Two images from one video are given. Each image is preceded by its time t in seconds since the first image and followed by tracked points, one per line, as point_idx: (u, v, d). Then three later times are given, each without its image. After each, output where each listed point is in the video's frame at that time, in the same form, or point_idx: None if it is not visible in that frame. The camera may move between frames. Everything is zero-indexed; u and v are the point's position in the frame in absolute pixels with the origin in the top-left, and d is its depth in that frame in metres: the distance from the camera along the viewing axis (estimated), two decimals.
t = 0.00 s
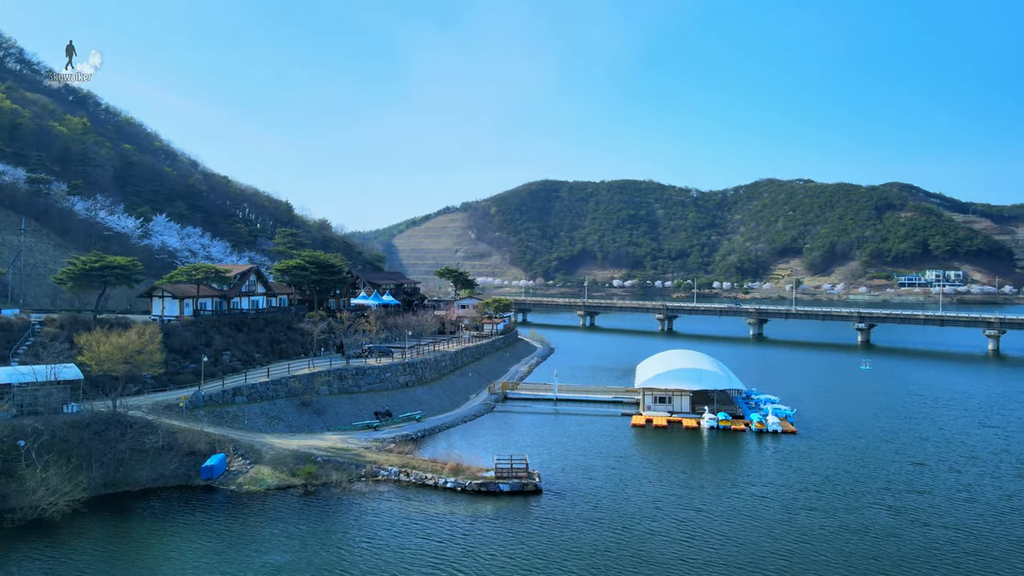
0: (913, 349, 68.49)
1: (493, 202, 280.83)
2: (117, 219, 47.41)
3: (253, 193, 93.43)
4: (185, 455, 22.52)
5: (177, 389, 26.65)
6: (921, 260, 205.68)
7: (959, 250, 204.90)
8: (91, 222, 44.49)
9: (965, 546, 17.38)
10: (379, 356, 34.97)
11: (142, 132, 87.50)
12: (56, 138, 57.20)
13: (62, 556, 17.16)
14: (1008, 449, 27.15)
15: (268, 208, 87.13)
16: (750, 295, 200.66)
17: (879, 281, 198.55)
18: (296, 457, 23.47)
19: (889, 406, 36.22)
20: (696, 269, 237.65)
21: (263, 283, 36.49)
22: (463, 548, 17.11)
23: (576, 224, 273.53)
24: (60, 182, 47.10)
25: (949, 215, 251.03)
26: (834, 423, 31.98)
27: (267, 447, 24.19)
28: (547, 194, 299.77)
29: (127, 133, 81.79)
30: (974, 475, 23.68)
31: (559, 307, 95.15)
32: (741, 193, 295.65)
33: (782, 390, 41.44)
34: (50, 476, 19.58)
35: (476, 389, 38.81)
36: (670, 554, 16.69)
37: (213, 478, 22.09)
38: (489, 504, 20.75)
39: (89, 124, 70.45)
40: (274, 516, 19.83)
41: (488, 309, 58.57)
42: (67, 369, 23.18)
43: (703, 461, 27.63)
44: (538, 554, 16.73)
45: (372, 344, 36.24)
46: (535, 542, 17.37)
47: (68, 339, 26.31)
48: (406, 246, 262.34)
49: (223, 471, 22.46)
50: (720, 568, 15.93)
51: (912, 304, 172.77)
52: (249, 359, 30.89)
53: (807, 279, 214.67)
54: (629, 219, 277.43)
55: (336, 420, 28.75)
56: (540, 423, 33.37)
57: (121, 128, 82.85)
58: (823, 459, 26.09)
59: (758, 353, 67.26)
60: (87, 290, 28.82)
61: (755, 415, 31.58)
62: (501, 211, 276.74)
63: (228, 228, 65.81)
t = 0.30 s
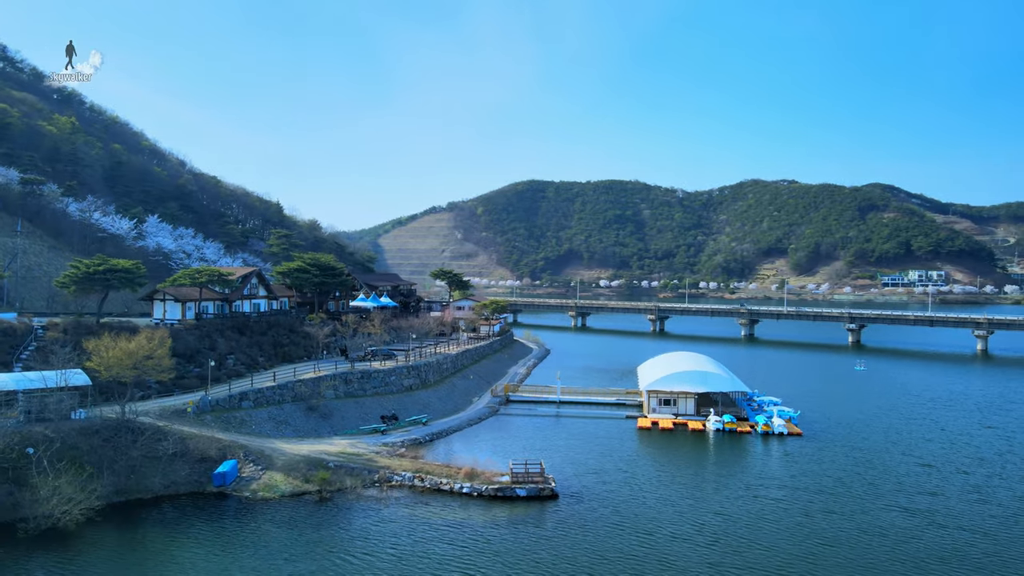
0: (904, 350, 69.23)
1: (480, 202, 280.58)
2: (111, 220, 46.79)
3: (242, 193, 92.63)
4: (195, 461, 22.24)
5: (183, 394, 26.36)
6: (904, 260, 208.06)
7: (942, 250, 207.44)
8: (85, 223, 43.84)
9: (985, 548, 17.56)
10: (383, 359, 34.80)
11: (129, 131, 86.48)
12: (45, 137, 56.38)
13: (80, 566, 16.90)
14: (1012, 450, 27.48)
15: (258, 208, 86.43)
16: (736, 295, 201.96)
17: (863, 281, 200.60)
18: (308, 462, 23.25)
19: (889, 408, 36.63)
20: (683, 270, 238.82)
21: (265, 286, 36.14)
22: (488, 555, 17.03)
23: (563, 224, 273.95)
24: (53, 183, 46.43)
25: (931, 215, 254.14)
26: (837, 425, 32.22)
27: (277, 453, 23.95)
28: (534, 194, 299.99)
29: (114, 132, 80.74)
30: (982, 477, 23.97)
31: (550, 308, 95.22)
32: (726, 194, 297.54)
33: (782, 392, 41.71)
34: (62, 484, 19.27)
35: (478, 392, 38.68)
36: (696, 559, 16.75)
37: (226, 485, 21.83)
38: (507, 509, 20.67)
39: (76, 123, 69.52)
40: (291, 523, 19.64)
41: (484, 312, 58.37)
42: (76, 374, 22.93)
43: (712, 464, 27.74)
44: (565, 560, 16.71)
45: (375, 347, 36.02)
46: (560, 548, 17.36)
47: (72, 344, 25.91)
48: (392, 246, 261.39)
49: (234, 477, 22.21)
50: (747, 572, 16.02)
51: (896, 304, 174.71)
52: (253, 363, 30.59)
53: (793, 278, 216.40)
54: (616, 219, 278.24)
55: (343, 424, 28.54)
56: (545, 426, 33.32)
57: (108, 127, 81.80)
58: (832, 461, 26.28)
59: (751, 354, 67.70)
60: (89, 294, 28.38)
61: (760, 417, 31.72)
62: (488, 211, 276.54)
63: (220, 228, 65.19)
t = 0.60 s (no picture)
0: (894, 350, 70.03)
1: (467, 202, 280.39)
2: (105, 222, 46.22)
3: (232, 193, 91.92)
4: (207, 467, 22.02)
5: (191, 399, 26.09)
6: (887, 260, 210.42)
7: (925, 250, 210.03)
8: (80, 225, 43.23)
9: (1004, 549, 17.83)
10: (387, 362, 34.66)
11: (117, 130, 85.50)
12: (35, 137, 55.61)
13: None
14: (1014, 451, 27.90)
15: (249, 209, 85.83)
16: (722, 295, 203.31)
17: (848, 281, 202.63)
18: (321, 468, 23.11)
19: (889, 410, 37.05)
20: (669, 269, 239.99)
21: (267, 289, 35.86)
22: (514, 562, 17.04)
23: (550, 224, 274.29)
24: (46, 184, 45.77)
25: (913, 216, 257.20)
26: (841, 426, 32.53)
27: (289, 459, 23.80)
28: (520, 194, 300.07)
29: (103, 132, 79.73)
30: (990, 478, 24.34)
31: (542, 309, 95.32)
32: (712, 194, 299.38)
33: (781, 393, 42.02)
34: (77, 493, 19.02)
35: (481, 394, 38.59)
36: (722, 562, 16.88)
37: (239, 491, 21.64)
38: (526, 514, 20.65)
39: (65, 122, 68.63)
40: (310, 531, 19.51)
41: (482, 312, 58.35)
42: (87, 380, 22.73)
43: (721, 466, 27.90)
44: (591, 565, 16.79)
45: (378, 351, 35.85)
46: (585, 553, 17.42)
47: (77, 349, 25.52)
48: (379, 246, 260.44)
49: (247, 484, 22.02)
50: None
51: (881, 304, 176.63)
52: (258, 367, 30.35)
53: (778, 278, 218.13)
54: (602, 219, 279.02)
55: (351, 429, 28.36)
56: (551, 430, 33.33)
57: (96, 126, 80.85)
58: (841, 462, 26.53)
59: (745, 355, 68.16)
60: (93, 298, 27.99)
61: (765, 420, 31.91)
62: (475, 211, 276.31)
63: (213, 229, 64.62)
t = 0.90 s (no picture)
0: (881, 350, 71.00)
1: (451, 202, 279.78)
2: (95, 223, 45.53)
3: (217, 194, 90.88)
4: (217, 475, 21.78)
5: (194, 404, 25.80)
6: (867, 261, 213.13)
7: (903, 251, 212.99)
8: (70, 227, 42.47)
9: (1015, 551, 18.27)
10: (388, 366, 34.50)
11: (99, 129, 84.19)
12: (20, 137, 54.61)
13: None
14: (1012, 452, 28.46)
15: (235, 209, 84.93)
16: (705, 295, 204.75)
17: (828, 281, 204.94)
18: (331, 475, 22.96)
19: (885, 410, 37.56)
20: (652, 270, 241.44)
21: (265, 292, 35.52)
22: (538, 569, 17.14)
23: (533, 224, 274.51)
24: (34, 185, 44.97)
25: (892, 217, 260.77)
26: (840, 428, 32.94)
27: (298, 465, 23.62)
28: (503, 194, 299.92)
29: (86, 131, 78.42)
30: (991, 479, 24.87)
31: (531, 310, 95.35)
32: (694, 195, 301.55)
33: (777, 393, 42.42)
34: (87, 503, 18.75)
35: (480, 397, 38.52)
36: (744, 567, 17.14)
37: (249, 499, 21.42)
38: (540, 519, 20.69)
39: (48, 121, 67.46)
40: (326, 539, 19.36)
41: (474, 314, 58.81)
42: (93, 387, 22.52)
43: (725, 469, 28.13)
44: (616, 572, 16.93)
45: (378, 354, 35.66)
46: (608, 560, 17.56)
47: (78, 355, 25.14)
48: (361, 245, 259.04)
49: (257, 491, 21.81)
50: None
51: (861, 304, 178.87)
52: (259, 372, 30.07)
53: (760, 279, 220.13)
54: (586, 220, 279.76)
55: (356, 433, 28.18)
56: (553, 433, 33.38)
57: (78, 124, 79.57)
58: (845, 464, 26.93)
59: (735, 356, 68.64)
60: (93, 303, 27.52)
61: (766, 421, 32.20)
62: (458, 210, 275.72)
63: (201, 229, 63.84)
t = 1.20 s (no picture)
0: (867, 351, 71.97)
1: (434, 202, 279.17)
2: (86, 225, 44.89)
3: (202, 194, 89.96)
4: (227, 483, 21.54)
5: (199, 411, 25.52)
6: (847, 261, 215.88)
7: (882, 251, 215.96)
8: (60, 229, 41.78)
9: None
10: (389, 370, 34.36)
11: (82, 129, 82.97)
12: (5, 137, 53.66)
13: None
14: (1009, 453, 29.01)
15: (222, 210, 84.15)
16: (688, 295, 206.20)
17: (809, 282, 207.23)
18: (342, 481, 22.82)
19: (880, 411, 38.07)
20: (635, 270, 242.72)
21: (265, 295, 35.18)
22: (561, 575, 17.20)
23: (516, 225, 274.71)
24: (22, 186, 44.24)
25: (871, 218, 264.31)
26: (839, 429, 33.35)
27: (308, 472, 23.45)
28: (487, 194, 299.78)
29: (68, 129, 77.23)
30: (993, 480, 25.38)
31: (519, 311, 95.46)
32: (676, 196, 303.54)
33: (773, 395, 42.82)
34: (99, 513, 18.46)
35: (479, 401, 38.48)
36: (764, 570, 17.39)
37: (261, 506, 21.22)
38: (556, 524, 20.74)
39: (32, 121, 66.36)
40: (343, 548, 19.22)
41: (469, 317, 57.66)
42: (101, 395, 22.21)
43: (731, 471, 28.40)
44: None
45: (378, 359, 35.48)
46: (630, 566, 17.70)
47: (80, 362, 24.73)
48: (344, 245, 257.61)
49: (268, 498, 21.61)
50: None
51: (841, 304, 180.96)
52: (262, 377, 29.77)
53: (742, 279, 222.09)
54: (569, 220, 280.42)
55: (361, 439, 28.03)
56: (555, 436, 33.44)
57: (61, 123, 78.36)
58: (850, 467, 27.30)
59: (724, 357, 69.13)
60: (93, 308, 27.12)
61: (767, 424, 32.50)
62: (442, 210, 275.13)
63: (190, 231, 63.17)
